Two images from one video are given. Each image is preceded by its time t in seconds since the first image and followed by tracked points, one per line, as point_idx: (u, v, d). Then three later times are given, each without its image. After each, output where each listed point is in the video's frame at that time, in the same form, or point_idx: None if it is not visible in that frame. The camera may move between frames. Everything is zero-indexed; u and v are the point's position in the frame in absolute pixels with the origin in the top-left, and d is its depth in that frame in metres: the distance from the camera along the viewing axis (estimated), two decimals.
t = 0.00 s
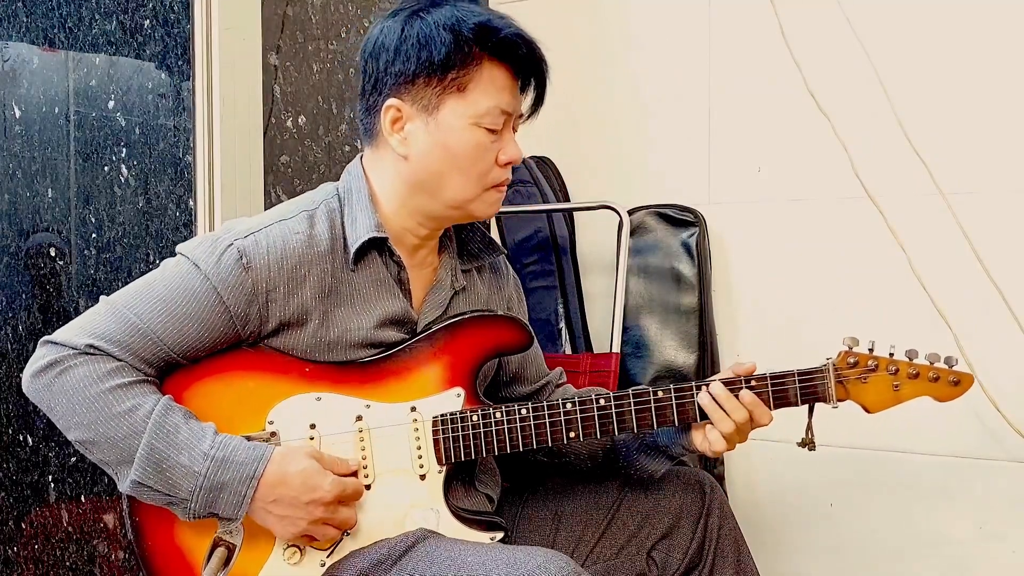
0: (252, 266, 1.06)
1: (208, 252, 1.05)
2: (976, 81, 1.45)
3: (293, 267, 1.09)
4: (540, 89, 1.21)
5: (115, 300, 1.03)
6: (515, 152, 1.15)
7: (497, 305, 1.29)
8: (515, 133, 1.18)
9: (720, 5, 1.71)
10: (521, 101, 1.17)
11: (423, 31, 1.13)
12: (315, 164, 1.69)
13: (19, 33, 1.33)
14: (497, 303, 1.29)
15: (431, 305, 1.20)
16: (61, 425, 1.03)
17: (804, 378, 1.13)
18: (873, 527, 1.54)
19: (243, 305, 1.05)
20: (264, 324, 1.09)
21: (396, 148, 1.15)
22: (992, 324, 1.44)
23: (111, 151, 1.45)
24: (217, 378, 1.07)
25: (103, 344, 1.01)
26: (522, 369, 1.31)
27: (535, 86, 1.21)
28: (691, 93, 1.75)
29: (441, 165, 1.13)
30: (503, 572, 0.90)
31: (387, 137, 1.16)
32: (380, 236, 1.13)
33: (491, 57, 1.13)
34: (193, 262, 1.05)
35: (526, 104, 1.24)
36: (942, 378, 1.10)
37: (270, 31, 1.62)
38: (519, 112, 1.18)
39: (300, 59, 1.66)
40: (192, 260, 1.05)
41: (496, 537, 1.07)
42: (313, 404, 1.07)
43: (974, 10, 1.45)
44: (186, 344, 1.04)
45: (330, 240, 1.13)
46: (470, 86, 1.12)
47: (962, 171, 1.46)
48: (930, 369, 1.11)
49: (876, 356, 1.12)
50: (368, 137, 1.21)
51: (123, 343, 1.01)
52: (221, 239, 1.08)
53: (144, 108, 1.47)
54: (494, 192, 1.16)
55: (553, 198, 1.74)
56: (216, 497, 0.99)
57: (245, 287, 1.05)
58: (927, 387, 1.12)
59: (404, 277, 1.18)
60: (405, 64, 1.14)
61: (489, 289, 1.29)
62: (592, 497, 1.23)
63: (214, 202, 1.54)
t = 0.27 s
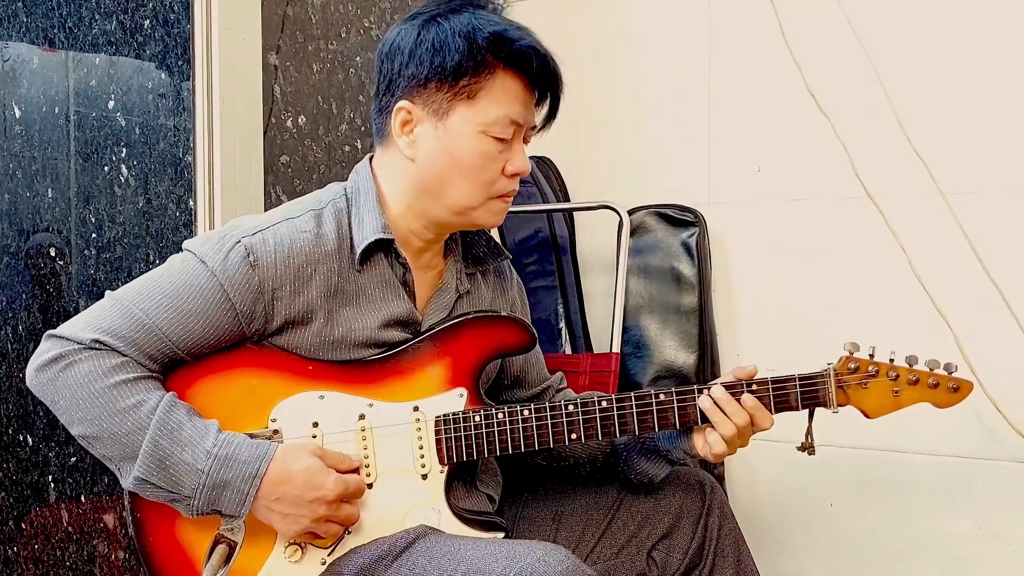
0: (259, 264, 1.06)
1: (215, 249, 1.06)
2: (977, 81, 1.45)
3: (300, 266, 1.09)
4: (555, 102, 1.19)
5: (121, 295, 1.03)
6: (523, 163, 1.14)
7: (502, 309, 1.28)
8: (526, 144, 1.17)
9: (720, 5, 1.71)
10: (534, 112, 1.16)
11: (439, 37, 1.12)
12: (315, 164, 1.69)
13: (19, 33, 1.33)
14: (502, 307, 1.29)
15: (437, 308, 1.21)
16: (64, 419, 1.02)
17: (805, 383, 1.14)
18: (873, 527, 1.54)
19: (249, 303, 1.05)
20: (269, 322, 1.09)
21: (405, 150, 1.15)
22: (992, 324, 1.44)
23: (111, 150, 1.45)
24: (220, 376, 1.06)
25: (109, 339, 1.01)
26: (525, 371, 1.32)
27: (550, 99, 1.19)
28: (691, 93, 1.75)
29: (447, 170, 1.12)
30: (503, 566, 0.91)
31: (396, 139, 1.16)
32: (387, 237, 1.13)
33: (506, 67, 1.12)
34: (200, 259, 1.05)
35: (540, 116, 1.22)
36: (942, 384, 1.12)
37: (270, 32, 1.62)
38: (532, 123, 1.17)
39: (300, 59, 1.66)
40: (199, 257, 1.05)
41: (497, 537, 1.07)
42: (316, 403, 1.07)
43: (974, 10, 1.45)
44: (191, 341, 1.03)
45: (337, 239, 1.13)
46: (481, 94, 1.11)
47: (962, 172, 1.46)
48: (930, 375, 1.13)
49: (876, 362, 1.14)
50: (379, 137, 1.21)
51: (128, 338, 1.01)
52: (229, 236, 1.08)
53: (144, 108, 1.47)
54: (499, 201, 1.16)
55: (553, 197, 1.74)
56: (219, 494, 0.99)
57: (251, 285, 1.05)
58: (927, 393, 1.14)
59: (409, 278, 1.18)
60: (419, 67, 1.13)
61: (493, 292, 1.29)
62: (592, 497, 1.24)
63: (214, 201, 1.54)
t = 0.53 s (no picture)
0: (262, 262, 1.06)
1: (218, 247, 1.06)
2: (977, 80, 1.44)
3: (303, 265, 1.09)
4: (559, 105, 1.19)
5: (124, 292, 1.03)
6: (526, 166, 1.14)
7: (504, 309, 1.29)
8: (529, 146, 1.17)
9: (720, 5, 1.70)
10: (537, 115, 1.16)
11: (443, 37, 1.12)
12: (315, 164, 1.68)
13: (19, 33, 1.34)
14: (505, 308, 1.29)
15: (439, 308, 1.21)
16: (66, 416, 1.02)
17: (808, 387, 1.14)
18: (873, 527, 1.54)
19: (252, 301, 1.05)
20: (272, 321, 1.08)
21: (407, 149, 1.15)
22: (992, 324, 1.43)
23: (111, 151, 1.45)
24: (223, 375, 1.07)
25: (112, 337, 1.00)
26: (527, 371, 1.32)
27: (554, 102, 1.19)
28: (692, 92, 1.75)
29: (448, 171, 1.12)
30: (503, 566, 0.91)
31: (399, 138, 1.16)
32: (390, 236, 1.13)
33: (509, 69, 1.12)
34: (204, 257, 1.05)
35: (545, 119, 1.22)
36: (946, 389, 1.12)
37: (270, 31, 1.62)
38: (536, 126, 1.16)
39: (300, 58, 1.66)
40: (203, 255, 1.05)
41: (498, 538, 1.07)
42: (319, 403, 1.08)
43: (975, 9, 1.44)
44: (194, 338, 1.03)
45: (340, 239, 1.13)
46: (483, 95, 1.11)
47: (962, 171, 1.46)
48: (934, 380, 1.12)
49: (880, 365, 1.14)
50: (384, 136, 1.21)
51: (131, 336, 1.01)
52: (233, 234, 1.08)
53: (144, 108, 1.48)
54: (501, 203, 1.15)
55: (553, 197, 1.74)
56: (220, 493, 0.99)
57: (255, 284, 1.05)
58: (930, 398, 1.14)
59: (412, 278, 1.18)
60: (422, 67, 1.13)
61: (496, 293, 1.29)
62: (592, 498, 1.24)
63: (214, 200, 1.54)
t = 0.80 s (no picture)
0: (264, 262, 1.06)
1: (220, 247, 1.06)
2: (976, 80, 1.44)
3: (306, 265, 1.09)
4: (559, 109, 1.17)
5: (126, 293, 1.03)
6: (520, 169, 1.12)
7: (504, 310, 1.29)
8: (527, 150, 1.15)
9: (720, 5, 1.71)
10: (537, 119, 1.14)
11: (441, 37, 1.12)
12: (316, 164, 1.69)
13: (19, 33, 1.33)
14: (504, 309, 1.30)
15: (441, 308, 1.21)
16: (67, 418, 1.02)
17: (812, 391, 1.14)
18: (873, 527, 1.54)
19: (254, 301, 1.05)
20: (274, 321, 1.09)
21: (403, 148, 1.15)
22: (991, 324, 1.43)
23: (111, 151, 1.45)
24: (225, 375, 1.06)
25: (113, 339, 1.00)
26: (527, 372, 1.32)
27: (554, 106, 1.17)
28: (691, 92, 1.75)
29: (441, 171, 1.11)
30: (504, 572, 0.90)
31: (397, 136, 1.16)
32: (393, 236, 1.13)
33: (506, 71, 1.11)
34: (206, 257, 1.05)
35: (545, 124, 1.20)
36: (949, 394, 1.13)
37: (270, 31, 1.62)
38: (534, 130, 1.15)
39: (300, 58, 1.66)
40: (204, 255, 1.05)
41: (498, 541, 1.07)
42: (321, 403, 1.07)
43: (974, 9, 1.45)
44: (196, 338, 1.03)
45: (342, 238, 1.13)
46: (478, 96, 1.10)
47: (961, 172, 1.46)
48: (937, 385, 1.14)
49: (883, 370, 1.15)
50: (385, 136, 1.21)
51: (133, 337, 1.01)
52: (235, 234, 1.08)
53: (143, 108, 1.47)
54: (494, 206, 1.14)
55: (553, 198, 1.74)
56: (222, 496, 0.99)
57: (257, 284, 1.05)
58: (933, 403, 1.15)
59: (413, 278, 1.18)
60: (419, 66, 1.13)
61: (497, 293, 1.29)
62: (592, 498, 1.24)
63: (213, 202, 1.54)
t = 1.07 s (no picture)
0: (265, 262, 1.06)
1: (221, 247, 1.06)
2: (976, 80, 1.44)
3: (306, 265, 1.09)
4: (561, 116, 1.16)
5: (126, 292, 1.03)
6: (518, 176, 1.11)
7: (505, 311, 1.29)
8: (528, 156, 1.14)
9: (720, 5, 1.71)
10: (539, 127, 1.13)
11: (445, 40, 1.12)
12: (315, 164, 1.70)
13: (19, 33, 1.33)
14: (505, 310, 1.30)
15: (441, 309, 1.21)
16: (67, 415, 1.02)
17: (813, 391, 1.14)
18: (874, 527, 1.54)
19: (254, 302, 1.05)
20: (274, 321, 1.08)
21: (403, 149, 1.15)
22: (992, 324, 1.44)
23: (111, 151, 1.45)
24: (225, 376, 1.07)
25: (114, 337, 1.00)
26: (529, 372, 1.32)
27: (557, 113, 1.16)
28: (691, 92, 1.75)
29: (439, 175, 1.11)
30: (503, 572, 0.90)
31: (398, 137, 1.16)
32: (393, 237, 1.13)
33: (507, 77, 1.10)
34: (206, 257, 1.05)
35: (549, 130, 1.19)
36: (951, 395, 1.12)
37: (270, 31, 1.61)
38: (537, 136, 1.14)
39: (300, 59, 1.66)
40: (204, 255, 1.05)
41: (497, 541, 1.07)
42: (320, 404, 1.07)
43: (974, 9, 1.45)
44: (196, 339, 1.03)
45: (343, 238, 1.13)
46: (479, 101, 1.09)
47: (961, 172, 1.46)
48: (939, 386, 1.13)
49: (885, 371, 1.14)
50: (388, 136, 1.21)
51: (133, 336, 1.01)
52: (235, 234, 1.08)
53: (144, 108, 1.47)
54: (492, 212, 1.13)
55: (553, 197, 1.74)
56: (224, 492, 0.99)
57: (257, 285, 1.05)
58: (935, 404, 1.14)
59: (414, 279, 1.18)
60: (422, 68, 1.13)
61: (498, 295, 1.30)
62: (591, 499, 1.24)
63: (214, 201, 1.54)
